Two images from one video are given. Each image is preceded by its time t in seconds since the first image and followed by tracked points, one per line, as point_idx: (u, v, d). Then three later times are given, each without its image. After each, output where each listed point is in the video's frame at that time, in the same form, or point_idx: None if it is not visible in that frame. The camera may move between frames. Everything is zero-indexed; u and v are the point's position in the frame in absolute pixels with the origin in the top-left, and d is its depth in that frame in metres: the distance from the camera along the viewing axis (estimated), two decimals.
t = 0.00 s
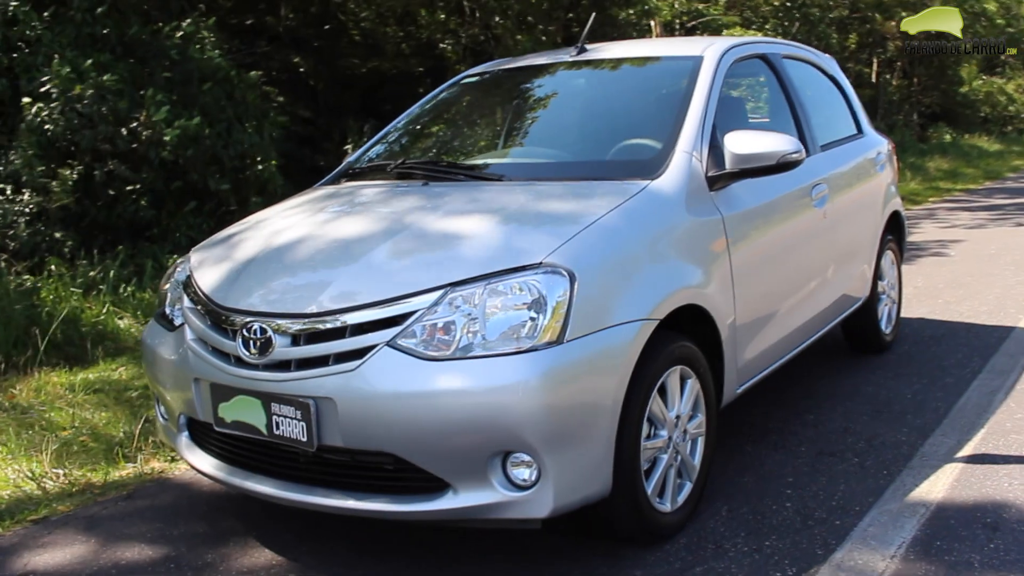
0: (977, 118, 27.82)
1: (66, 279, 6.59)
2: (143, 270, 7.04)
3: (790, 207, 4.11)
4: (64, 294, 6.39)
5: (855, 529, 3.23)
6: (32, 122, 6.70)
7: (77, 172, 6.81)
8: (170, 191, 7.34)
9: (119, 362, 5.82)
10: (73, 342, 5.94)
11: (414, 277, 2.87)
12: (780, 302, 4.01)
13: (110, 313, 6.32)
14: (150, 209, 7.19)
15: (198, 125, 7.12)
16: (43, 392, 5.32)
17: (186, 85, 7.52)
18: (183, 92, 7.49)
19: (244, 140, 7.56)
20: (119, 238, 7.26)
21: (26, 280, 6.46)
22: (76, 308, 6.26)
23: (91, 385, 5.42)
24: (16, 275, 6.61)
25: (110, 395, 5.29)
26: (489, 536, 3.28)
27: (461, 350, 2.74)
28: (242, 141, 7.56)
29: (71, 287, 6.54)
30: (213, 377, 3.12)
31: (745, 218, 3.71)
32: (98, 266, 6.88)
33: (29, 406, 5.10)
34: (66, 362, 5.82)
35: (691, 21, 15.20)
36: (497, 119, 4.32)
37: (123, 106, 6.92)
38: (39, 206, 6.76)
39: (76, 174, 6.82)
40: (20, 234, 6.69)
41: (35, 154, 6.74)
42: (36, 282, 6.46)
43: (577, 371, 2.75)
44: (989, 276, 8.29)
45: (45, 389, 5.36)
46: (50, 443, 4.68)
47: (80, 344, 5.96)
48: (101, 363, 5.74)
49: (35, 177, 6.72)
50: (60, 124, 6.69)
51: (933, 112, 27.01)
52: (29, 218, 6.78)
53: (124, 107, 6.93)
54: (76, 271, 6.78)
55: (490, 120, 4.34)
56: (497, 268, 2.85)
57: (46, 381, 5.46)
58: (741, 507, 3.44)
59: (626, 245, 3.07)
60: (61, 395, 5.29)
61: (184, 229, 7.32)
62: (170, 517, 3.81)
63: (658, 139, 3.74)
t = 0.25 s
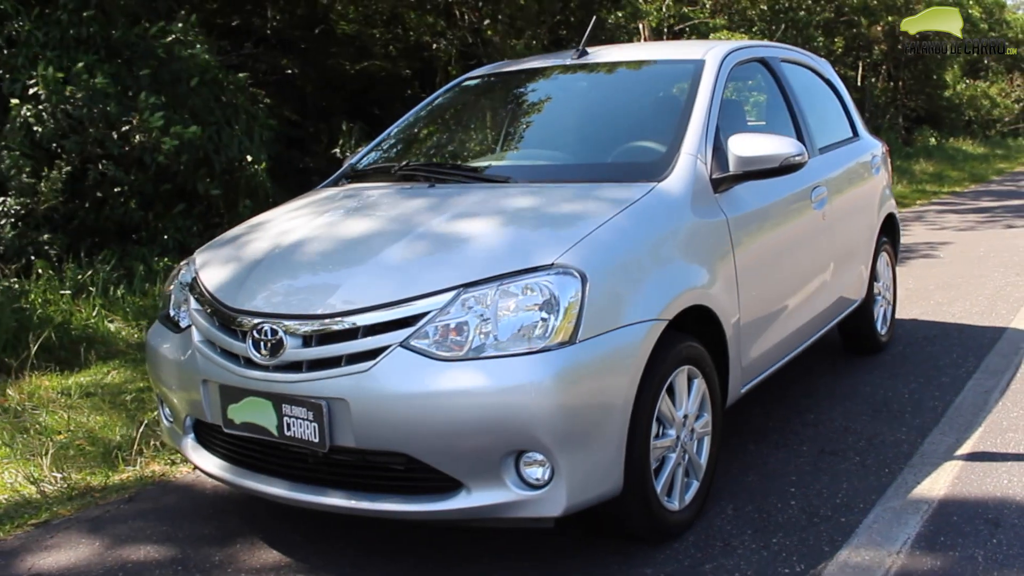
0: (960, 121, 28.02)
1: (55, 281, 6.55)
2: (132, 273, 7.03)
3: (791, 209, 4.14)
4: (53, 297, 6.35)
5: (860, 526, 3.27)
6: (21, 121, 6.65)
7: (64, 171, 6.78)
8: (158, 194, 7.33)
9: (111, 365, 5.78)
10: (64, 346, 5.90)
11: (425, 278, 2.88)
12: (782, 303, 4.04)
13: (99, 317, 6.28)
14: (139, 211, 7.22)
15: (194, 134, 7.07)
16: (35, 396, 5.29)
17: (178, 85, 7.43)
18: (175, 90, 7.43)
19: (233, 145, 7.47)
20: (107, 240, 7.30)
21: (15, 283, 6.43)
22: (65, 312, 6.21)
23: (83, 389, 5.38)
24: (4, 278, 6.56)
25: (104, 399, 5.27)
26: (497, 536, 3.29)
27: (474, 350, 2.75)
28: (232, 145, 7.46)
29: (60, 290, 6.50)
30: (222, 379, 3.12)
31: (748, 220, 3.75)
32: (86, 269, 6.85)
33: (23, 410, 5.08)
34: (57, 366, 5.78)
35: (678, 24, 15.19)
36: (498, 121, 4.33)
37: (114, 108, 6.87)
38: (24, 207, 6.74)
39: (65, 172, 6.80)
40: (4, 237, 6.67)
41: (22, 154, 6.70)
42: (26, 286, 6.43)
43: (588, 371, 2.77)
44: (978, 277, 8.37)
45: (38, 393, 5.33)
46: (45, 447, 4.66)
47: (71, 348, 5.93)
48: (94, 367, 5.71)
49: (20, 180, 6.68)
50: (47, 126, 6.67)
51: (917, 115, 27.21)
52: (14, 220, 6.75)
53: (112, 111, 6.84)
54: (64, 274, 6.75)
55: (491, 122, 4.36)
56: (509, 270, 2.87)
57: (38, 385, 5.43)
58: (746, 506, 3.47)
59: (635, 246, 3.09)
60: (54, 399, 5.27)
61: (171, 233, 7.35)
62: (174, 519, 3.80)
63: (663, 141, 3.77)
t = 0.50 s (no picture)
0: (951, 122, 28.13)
1: (50, 283, 6.51)
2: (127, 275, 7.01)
3: (795, 210, 4.15)
4: (48, 300, 6.32)
5: (871, 527, 3.28)
6: (20, 124, 6.63)
7: (61, 174, 6.75)
8: (152, 197, 7.36)
9: (108, 367, 5.75)
10: (62, 349, 5.87)
11: (437, 278, 2.88)
12: (787, 304, 4.05)
13: (95, 319, 6.24)
14: (133, 215, 7.22)
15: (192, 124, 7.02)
16: (34, 398, 5.26)
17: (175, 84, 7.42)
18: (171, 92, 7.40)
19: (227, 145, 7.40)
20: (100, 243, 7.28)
21: (10, 286, 6.40)
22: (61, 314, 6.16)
23: (81, 391, 5.36)
24: None
25: (103, 401, 5.25)
26: (506, 538, 3.29)
27: (487, 351, 2.75)
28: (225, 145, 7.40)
29: (56, 292, 6.47)
30: (232, 380, 3.12)
31: (754, 221, 3.75)
32: (81, 271, 6.83)
33: (22, 412, 5.05)
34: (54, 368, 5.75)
35: (669, 25, 15.19)
36: (502, 122, 4.33)
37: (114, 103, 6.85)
38: (20, 210, 6.73)
39: (62, 176, 6.75)
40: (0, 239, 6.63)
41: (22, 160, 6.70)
42: (21, 288, 6.40)
43: (601, 371, 2.77)
44: (974, 279, 8.40)
45: (36, 395, 5.30)
46: (47, 449, 4.64)
47: (67, 350, 5.89)
48: (92, 369, 5.68)
49: (11, 185, 6.67)
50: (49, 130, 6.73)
51: (907, 117, 27.32)
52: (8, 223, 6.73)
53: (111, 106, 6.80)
54: (59, 276, 6.73)
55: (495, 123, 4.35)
56: (520, 270, 2.87)
57: (36, 387, 5.40)
58: (754, 508, 3.48)
59: (645, 247, 3.10)
60: (53, 401, 5.24)
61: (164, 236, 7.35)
62: (180, 520, 3.78)
63: (669, 142, 3.77)
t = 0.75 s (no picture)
0: (950, 123, 28.13)
1: (51, 285, 6.49)
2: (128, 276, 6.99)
3: (801, 210, 4.13)
4: (50, 301, 6.30)
5: (879, 531, 3.28)
6: (24, 126, 6.68)
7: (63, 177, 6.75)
8: (153, 198, 7.34)
9: (109, 368, 5.73)
10: (64, 349, 5.86)
11: (443, 278, 2.86)
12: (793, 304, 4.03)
13: (97, 320, 6.22)
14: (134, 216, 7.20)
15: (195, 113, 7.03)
16: (36, 398, 5.25)
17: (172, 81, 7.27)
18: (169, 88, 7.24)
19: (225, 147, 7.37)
20: (101, 244, 7.25)
21: (12, 286, 6.39)
22: (62, 315, 6.15)
23: (83, 392, 5.35)
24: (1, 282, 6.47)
25: (106, 401, 5.23)
26: (511, 540, 3.28)
27: (493, 353, 2.73)
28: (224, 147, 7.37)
29: (58, 293, 6.45)
30: (237, 381, 3.10)
31: (760, 222, 3.74)
32: (82, 272, 6.79)
33: (24, 412, 5.04)
34: (56, 369, 5.73)
35: (669, 25, 15.14)
36: (506, 121, 4.31)
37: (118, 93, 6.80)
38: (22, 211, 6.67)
39: (64, 178, 6.78)
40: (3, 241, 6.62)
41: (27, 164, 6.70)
42: (23, 289, 6.38)
43: (609, 373, 2.75)
44: (977, 280, 8.39)
45: (38, 395, 5.28)
46: (50, 450, 4.62)
47: (69, 351, 5.88)
48: (93, 369, 5.67)
49: (16, 188, 6.66)
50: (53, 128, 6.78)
51: (907, 117, 27.33)
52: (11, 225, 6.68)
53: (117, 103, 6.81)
54: (61, 277, 6.70)
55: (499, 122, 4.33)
56: (528, 271, 2.85)
57: (38, 388, 5.38)
58: (760, 510, 3.47)
59: (652, 247, 3.08)
60: (55, 401, 5.23)
61: (165, 235, 7.34)
62: (184, 520, 3.76)
63: (675, 142, 3.76)
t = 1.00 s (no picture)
0: (953, 121, 28.05)
1: (54, 284, 6.44)
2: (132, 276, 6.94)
3: (811, 207, 4.08)
4: (52, 301, 6.26)
5: (892, 534, 3.22)
6: (28, 120, 6.59)
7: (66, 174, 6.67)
8: (156, 196, 7.29)
9: (112, 369, 5.68)
10: (66, 350, 5.81)
11: (450, 277, 2.81)
12: (803, 303, 3.98)
13: (100, 320, 6.19)
14: (137, 215, 7.14)
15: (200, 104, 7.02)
16: (37, 400, 5.20)
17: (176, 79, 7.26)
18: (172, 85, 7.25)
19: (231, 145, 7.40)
20: (102, 243, 7.20)
21: (15, 285, 6.35)
22: (65, 315, 6.11)
23: (85, 393, 5.30)
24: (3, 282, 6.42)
25: (109, 402, 5.18)
26: (518, 545, 3.23)
27: (501, 354, 2.68)
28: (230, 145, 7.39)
29: (60, 293, 6.39)
30: (239, 384, 3.05)
31: (770, 220, 3.68)
32: (86, 273, 6.75)
33: (26, 414, 4.99)
34: (58, 370, 5.68)
35: (672, 23, 15.09)
36: (512, 119, 4.25)
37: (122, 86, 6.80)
38: (25, 211, 6.61)
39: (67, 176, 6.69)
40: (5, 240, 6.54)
41: (28, 158, 6.60)
42: (26, 289, 6.34)
43: (619, 374, 2.70)
44: (984, 277, 8.34)
45: (40, 397, 5.24)
46: (51, 453, 4.57)
47: (72, 352, 5.83)
48: (96, 370, 5.63)
49: (27, 188, 6.60)
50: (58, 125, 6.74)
51: (909, 115, 27.27)
52: (13, 225, 6.58)
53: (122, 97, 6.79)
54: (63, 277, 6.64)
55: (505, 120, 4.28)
56: (536, 270, 2.79)
57: (40, 389, 5.34)
58: (771, 513, 3.41)
59: (662, 246, 3.02)
60: (57, 403, 5.18)
61: (169, 235, 7.29)
62: (186, 525, 3.72)
63: (684, 139, 3.70)
